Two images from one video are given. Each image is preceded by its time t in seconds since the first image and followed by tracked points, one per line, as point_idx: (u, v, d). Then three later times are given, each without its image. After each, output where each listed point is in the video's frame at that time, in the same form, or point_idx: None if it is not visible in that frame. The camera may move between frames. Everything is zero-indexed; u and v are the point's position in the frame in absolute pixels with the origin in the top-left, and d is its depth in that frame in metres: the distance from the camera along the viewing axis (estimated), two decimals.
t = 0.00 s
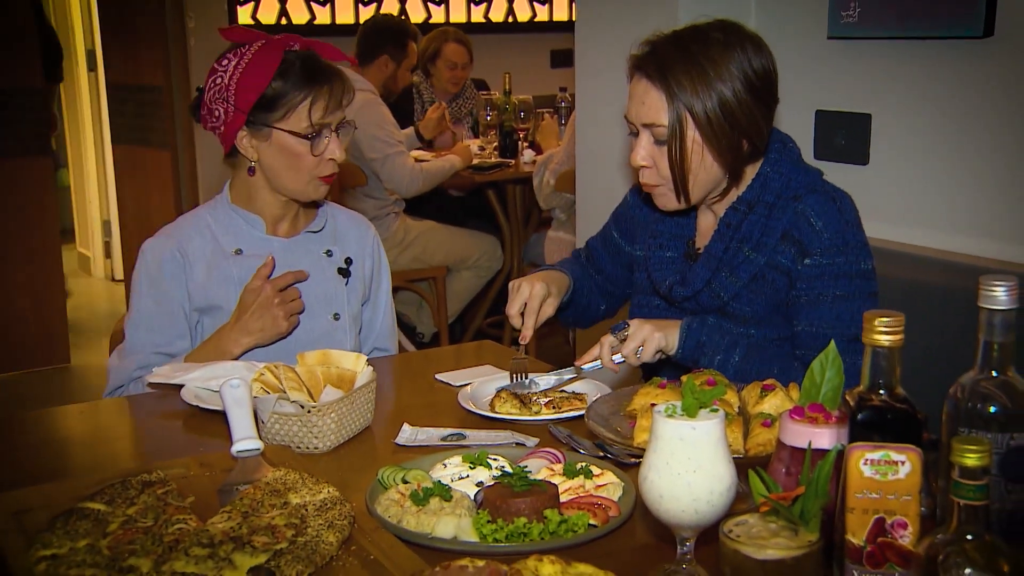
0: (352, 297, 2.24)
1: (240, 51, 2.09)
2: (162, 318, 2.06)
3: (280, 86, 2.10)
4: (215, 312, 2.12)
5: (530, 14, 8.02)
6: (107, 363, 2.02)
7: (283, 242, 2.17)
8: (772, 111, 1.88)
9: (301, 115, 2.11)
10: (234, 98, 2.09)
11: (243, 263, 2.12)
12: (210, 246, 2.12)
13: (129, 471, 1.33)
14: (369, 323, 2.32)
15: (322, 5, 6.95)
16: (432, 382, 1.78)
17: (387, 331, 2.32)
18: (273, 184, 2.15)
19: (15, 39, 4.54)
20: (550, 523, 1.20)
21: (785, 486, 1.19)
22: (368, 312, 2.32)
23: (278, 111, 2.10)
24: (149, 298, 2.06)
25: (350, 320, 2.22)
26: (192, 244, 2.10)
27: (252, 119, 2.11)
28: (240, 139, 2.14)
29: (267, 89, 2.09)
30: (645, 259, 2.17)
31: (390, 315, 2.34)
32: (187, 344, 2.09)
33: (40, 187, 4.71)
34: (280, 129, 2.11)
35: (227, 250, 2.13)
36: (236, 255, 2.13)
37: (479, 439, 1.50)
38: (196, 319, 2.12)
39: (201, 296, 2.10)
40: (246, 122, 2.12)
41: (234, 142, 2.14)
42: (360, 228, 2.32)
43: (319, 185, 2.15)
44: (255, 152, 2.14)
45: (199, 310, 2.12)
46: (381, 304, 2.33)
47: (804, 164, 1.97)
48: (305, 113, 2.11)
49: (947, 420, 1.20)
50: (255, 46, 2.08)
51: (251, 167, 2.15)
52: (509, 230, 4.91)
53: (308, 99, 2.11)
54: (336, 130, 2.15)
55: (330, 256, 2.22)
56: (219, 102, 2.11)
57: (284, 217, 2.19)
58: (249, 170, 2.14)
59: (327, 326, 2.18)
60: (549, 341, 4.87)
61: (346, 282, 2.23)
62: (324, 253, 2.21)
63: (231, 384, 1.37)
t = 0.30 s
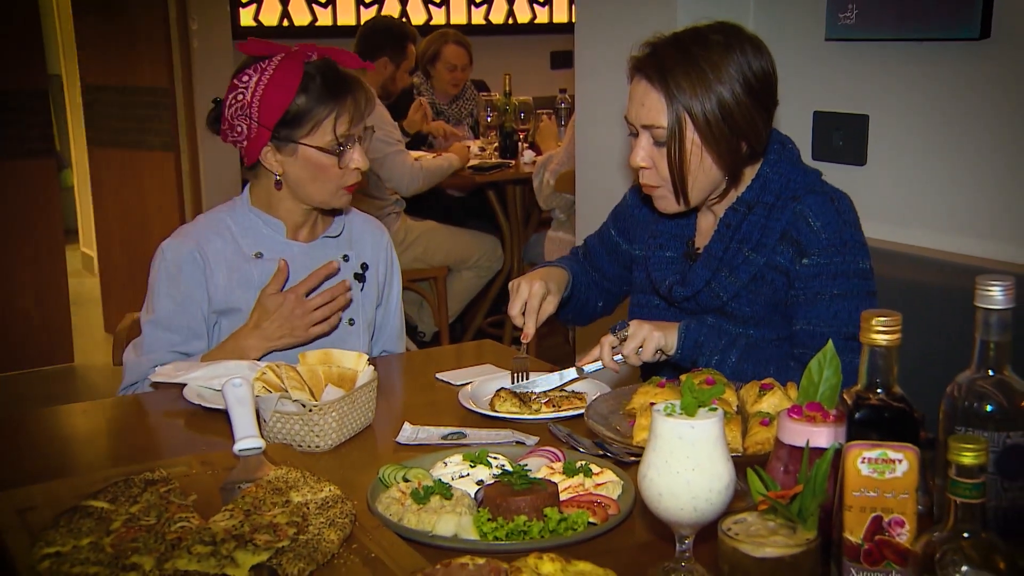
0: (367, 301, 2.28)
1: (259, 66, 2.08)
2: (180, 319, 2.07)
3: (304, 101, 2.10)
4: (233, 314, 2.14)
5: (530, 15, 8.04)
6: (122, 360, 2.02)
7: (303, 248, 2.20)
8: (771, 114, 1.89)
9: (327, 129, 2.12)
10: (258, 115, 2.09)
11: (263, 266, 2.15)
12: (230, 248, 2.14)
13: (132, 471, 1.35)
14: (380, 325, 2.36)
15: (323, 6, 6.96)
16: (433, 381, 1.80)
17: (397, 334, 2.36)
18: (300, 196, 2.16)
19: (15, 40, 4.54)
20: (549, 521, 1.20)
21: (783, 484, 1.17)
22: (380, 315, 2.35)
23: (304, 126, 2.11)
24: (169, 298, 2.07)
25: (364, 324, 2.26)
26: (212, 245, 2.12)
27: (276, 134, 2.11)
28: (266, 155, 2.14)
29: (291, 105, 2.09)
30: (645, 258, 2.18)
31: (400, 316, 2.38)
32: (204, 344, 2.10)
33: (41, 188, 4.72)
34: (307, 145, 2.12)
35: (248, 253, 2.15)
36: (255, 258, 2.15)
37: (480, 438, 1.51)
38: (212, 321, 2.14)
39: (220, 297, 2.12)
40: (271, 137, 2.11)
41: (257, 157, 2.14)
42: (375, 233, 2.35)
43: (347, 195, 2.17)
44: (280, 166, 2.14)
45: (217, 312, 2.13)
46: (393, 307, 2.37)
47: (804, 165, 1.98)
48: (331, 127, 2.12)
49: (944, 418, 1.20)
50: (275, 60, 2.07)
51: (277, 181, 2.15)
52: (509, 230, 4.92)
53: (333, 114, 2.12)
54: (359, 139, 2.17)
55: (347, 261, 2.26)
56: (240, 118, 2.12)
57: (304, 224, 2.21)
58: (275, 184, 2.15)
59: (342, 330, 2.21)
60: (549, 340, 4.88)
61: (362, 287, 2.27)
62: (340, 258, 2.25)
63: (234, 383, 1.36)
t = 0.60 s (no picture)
0: (373, 304, 2.29)
1: (279, 74, 2.08)
2: (187, 319, 2.08)
3: (316, 116, 2.08)
4: (239, 316, 2.14)
5: (530, 16, 8.05)
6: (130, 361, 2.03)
7: (311, 250, 2.21)
8: (771, 114, 1.89)
9: (337, 146, 2.10)
10: (270, 122, 2.08)
11: (271, 268, 2.16)
12: (238, 249, 2.14)
13: (133, 470, 1.36)
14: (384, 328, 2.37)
15: (324, 7, 6.96)
16: (433, 381, 1.80)
17: (401, 337, 2.36)
18: (306, 204, 2.15)
19: (15, 40, 4.58)
20: (549, 520, 1.21)
21: (782, 483, 1.16)
22: (385, 317, 2.35)
23: (314, 139, 2.09)
24: (176, 298, 2.07)
25: (370, 328, 2.27)
26: (220, 246, 2.13)
27: (287, 143, 2.09)
28: (275, 160, 2.13)
29: (303, 118, 2.07)
30: (645, 258, 2.18)
31: (405, 318, 2.39)
32: (210, 345, 2.10)
33: (41, 188, 4.72)
34: (315, 159, 2.10)
35: (255, 255, 2.16)
36: (263, 260, 2.16)
37: (480, 438, 1.51)
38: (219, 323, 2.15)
39: (227, 299, 2.13)
40: (281, 146, 2.10)
41: (268, 163, 2.13)
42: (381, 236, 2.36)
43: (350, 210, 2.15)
44: (288, 173, 2.13)
45: (223, 313, 2.14)
46: (398, 311, 2.37)
47: (805, 166, 1.98)
48: (341, 144, 2.10)
49: (942, 418, 1.19)
50: (294, 69, 2.06)
51: (285, 187, 2.15)
52: (509, 230, 4.92)
53: (345, 131, 2.10)
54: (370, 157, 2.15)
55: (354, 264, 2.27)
56: (254, 122, 2.11)
57: (310, 229, 2.21)
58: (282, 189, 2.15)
59: (347, 332, 2.21)
60: (549, 339, 4.88)
61: (367, 290, 2.28)
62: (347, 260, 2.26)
63: (234, 382, 1.31)
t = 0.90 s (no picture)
0: (373, 304, 2.29)
1: (275, 74, 2.08)
2: (187, 319, 2.08)
3: (311, 116, 2.08)
4: (240, 316, 2.14)
5: (530, 15, 8.05)
6: (131, 360, 2.03)
7: (311, 250, 2.21)
8: (767, 127, 1.89)
9: (332, 146, 2.10)
10: (267, 123, 2.08)
11: (271, 268, 2.16)
12: (239, 249, 2.15)
13: (134, 468, 1.36)
14: (385, 327, 2.37)
15: (325, 7, 6.97)
16: (433, 380, 1.80)
17: (401, 337, 2.37)
18: (304, 204, 2.16)
19: (15, 40, 4.55)
20: (550, 518, 1.21)
21: (781, 482, 1.16)
22: (385, 317, 2.36)
23: (310, 140, 2.09)
24: (176, 297, 2.07)
25: (371, 328, 2.27)
26: (221, 246, 2.13)
27: (283, 143, 2.10)
28: (274, 160, 2.13)
29: (298, 118, 2.07)
30: (647, 257, 2.19)
31: (405, 318, 2.39)
32: (210, 344, 2.10)
33: (41, 187, 4.72)
34: (312, 159, 2.10)
35: (256, 254, 2.16)
36: (263, 259, 2.16)
37: (480, 437, 1.52)
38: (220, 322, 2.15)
39: (227, 298, 2.13)
40: (278, 146, 2.11)
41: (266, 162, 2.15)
42: (382, 235, 2.36)
43: (348, 209, 2.15)
44: (287, 173, 2.14)
45: (224, 313, 2.14)
46: (398, 311, 2.37)
47: (806, 165, 1.98)
48: (336, 144, 2.10)
49: (942, 417, 1.20)
50: (291, 70, 2.06)
51: (283, 187, 2.16)
52: (509, 230, 4.92)
53: (341, 131, 2.10)
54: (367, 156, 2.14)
55: (354, 263, 2.27)
56: (253, 122, 2.11)
57: (311, 228, 2.21)
58: (280, 190, 2.16)
59: (347, 332, 2.22)
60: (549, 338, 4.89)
61: (368, 290, 2.28)
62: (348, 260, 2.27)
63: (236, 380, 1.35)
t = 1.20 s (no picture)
0: (373, 303, 2.29)
1: (263, 74, 2.08)
2: (187, 319, 2.08)
3: (308, 108, 2.09)
4: (240, 315, 2.14)
5: (530, 14, 8.04)
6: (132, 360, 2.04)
7: (310, 248, 2.21)
8: (769, 117, 1.89)
9: (333, 134, 2.11)
10: (264, 125, 2.08)
11: (271, 268, 2.16)
12: (239, 249, 2.15)
13: (135, 466, 1.37)
14: (385, 326, 2.37)
15: (325, 5, 6.97)
16: (434, 378, 1.81)
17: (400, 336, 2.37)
18: (313, 200, 2.17)
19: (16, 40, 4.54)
20: (550, 517, 1.21)
21: (781, 480, 1.16)
22: (386, 315, 2.36)
23: (310, 132, 2.10)
24: (177, 297, 2.08)
25: (371, 327, 2.27)
26: (221, 245, 2.13)
27: (285, 141, 2.11)
28: (276, 161, 2.14)
29: (296, 112, 2.08)
30: (650, 256, 2.20)
31: (405, 316, 2.39)
32: (210, 344, 2.11)
33: (42, 186, 4.72)
34: (315, 151, 2.11)
35: (256, 254, 2.16)
36: (264, 259, 2.16)
37: (480, 435, 1.52)
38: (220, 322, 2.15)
39: (227, 298, 2.13)
40: (280, 145, 2.11)
41: (270, 165, 2.15)
42: (382, 234, 2.36)
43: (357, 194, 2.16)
44: (292, 172, 2.14)
45: (224, 312, 2.14)
46: (397, 310, 2.38)
47: (809, 164, 1.97)
48: (336, 131, 2.11)
49: (942, 415, 1.19)
50: (277, 67, 2.07)
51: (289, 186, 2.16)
52: (509, 228, 4.92)
53: (339, 117, 2.11)
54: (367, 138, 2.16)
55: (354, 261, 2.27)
56: (248, 128, 2.11)
57: (313, 225, 2.22)
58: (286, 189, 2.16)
59: (347, 331, 2.22)
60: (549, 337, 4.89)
61: (368, 288, 2.28)
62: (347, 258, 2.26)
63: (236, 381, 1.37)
